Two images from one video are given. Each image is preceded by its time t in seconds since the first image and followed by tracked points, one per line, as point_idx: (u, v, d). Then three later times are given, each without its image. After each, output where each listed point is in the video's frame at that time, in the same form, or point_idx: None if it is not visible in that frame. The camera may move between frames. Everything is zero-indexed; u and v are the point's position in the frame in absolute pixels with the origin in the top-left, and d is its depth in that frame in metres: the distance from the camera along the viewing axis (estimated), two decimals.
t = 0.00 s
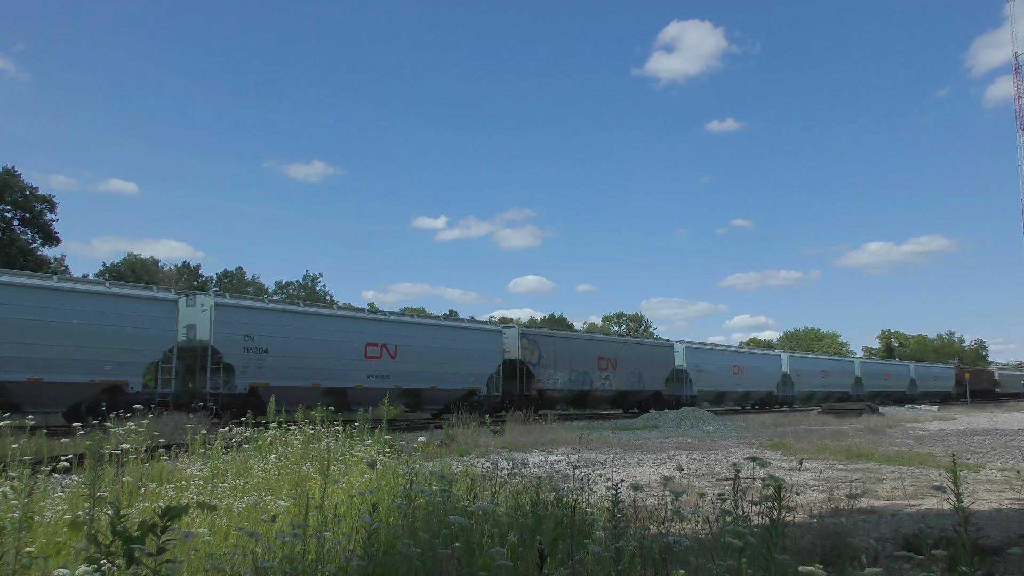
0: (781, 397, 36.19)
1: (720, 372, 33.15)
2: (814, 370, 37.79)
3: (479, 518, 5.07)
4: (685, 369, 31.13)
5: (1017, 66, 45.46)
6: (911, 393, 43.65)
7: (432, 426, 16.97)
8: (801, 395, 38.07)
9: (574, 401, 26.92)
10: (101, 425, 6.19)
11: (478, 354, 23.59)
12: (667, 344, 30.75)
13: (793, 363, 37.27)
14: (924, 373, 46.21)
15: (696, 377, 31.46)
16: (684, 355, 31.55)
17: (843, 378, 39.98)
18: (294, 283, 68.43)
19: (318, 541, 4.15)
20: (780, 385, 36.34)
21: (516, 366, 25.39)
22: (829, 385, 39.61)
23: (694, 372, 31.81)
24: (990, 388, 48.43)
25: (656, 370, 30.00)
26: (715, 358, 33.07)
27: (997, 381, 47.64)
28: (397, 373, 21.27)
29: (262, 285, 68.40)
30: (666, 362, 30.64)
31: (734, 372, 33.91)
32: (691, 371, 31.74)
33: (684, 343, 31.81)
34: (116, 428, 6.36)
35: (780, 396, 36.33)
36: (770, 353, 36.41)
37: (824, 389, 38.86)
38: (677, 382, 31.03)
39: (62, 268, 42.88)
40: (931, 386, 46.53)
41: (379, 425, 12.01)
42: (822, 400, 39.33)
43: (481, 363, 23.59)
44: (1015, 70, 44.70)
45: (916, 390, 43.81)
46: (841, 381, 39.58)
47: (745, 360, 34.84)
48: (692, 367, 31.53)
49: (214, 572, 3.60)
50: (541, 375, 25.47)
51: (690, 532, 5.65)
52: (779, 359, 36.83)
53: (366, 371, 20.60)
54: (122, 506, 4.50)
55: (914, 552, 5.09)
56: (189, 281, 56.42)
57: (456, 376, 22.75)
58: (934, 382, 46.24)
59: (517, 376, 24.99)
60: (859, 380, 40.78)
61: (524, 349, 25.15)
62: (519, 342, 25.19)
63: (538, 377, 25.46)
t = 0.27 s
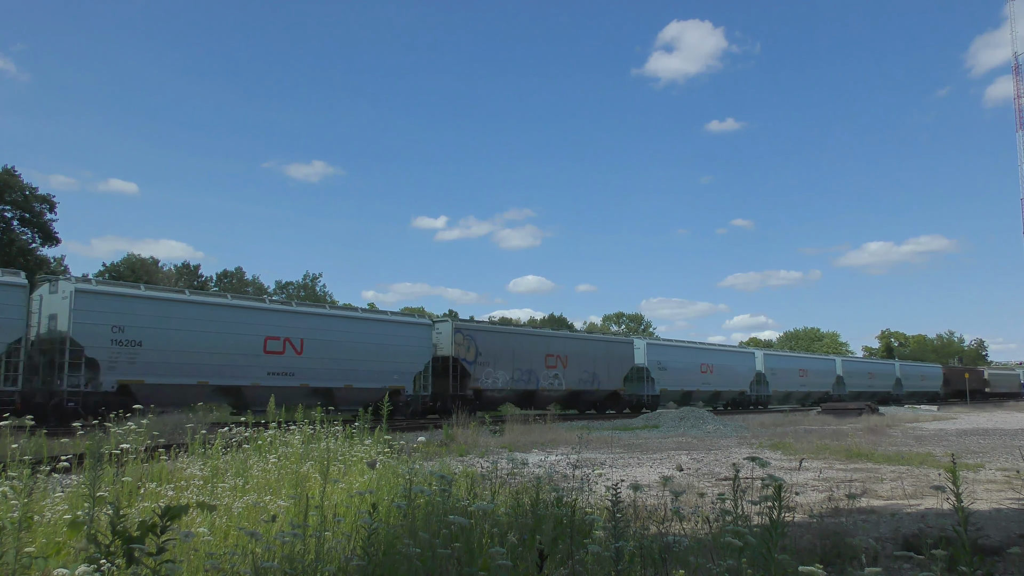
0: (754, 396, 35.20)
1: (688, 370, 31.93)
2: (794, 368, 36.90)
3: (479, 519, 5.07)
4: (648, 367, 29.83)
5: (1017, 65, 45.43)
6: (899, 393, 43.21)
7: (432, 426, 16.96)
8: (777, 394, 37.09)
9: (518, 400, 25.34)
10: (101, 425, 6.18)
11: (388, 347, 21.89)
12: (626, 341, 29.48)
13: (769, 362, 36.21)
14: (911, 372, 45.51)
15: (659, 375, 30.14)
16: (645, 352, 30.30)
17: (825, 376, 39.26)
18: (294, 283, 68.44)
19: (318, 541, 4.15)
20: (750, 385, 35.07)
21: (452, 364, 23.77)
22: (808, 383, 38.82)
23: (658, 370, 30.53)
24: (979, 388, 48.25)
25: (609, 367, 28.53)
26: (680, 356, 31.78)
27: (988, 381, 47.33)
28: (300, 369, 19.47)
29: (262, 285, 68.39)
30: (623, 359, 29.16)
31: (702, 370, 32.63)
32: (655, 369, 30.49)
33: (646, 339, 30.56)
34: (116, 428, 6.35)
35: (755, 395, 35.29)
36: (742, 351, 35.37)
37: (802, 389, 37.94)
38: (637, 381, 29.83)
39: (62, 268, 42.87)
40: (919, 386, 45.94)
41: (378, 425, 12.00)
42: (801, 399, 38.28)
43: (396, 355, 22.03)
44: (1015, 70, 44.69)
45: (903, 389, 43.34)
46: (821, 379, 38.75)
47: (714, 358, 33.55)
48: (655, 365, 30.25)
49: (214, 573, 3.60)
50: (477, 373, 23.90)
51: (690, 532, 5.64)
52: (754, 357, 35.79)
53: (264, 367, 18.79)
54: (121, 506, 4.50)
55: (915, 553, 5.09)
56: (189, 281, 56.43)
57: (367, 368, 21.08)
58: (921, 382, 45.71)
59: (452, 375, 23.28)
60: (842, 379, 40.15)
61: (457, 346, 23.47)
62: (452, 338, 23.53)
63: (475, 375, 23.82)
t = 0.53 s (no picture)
0: (725, 396, 33.52)
1: (651, 369, 29.96)
2: (771, 367, 35.51)
3: (479, 519, 5.07)
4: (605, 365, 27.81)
5: (1017, 64, 45.34)
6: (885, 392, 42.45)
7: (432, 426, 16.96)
8: (752, 394, 35.63)
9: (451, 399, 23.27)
10: (101, 425, 6.18)
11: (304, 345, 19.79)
12: (579, 338, 27.51)
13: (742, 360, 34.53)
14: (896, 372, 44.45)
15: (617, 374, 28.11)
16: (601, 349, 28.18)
17: (804, 375, 37.94)
18: (295, 283, 68.46)
19: (318, 541, 4.16)
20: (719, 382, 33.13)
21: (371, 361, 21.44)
22: (785, 382, 37.29)
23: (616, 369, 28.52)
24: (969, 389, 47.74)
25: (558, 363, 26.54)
26: (640, 353, 29.75)
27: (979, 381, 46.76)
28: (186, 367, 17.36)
29: (263, 285, 68.39)
30: (573, 356, 27.15)
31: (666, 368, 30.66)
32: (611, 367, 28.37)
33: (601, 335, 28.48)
34: (116, 428, 6.34)
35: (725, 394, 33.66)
36: (711, 348, 33.54)
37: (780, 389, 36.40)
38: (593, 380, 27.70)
39: (62, 268, 42.87)
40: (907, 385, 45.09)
41: (378, 425, 12.00)
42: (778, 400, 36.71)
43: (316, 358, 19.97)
44: (1015, 70, 44.67)
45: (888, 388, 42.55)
46: (799, 378, 37.43)
47: (678, 356, 31.54)
48: (612, 363, 28.19)
49: (214, 572, 3.60)
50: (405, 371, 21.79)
51: (690, 532, 5.65)
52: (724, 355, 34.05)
53: (136, 364, 16.57)
54: (121, 506, 4.50)
55: (914, 552, 5.09)
56: (189, 281, 56.45)
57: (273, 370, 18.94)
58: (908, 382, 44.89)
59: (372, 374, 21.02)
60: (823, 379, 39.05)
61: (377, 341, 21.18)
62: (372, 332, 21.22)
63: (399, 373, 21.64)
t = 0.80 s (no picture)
0: (694, 396, 31.54)
1: (607, 367, 28.03)
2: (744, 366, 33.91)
3: (479, 519, 5.07)
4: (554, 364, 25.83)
5: (1017, 64, 45.33)
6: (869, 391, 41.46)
7: (432, 426, 16.97)
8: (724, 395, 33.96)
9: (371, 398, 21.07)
10: (101, 425, 6.17)
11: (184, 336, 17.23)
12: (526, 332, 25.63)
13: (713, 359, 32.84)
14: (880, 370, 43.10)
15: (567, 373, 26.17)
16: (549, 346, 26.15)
17: (781, 375, 36.33)
18: (295, 283, 68.50)
19: (318, 540, 4.16)
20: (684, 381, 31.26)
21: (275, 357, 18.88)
22: (758, 382, 35.52)
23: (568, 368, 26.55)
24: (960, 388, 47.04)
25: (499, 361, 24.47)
26: (594, 351, 27.76)
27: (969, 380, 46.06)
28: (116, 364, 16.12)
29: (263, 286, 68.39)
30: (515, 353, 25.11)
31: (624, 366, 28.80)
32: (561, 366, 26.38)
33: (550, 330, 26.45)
34: (117, 428, 6.34)
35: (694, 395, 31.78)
36: (682, 345, 31.64)
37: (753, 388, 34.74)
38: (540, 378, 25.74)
39: (62, 268, 42.87)
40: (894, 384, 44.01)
41: (378, 425, 12.03)
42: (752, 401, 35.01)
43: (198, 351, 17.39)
44: (1014, 69, 44.65)
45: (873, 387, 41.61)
46: (775, 378, 35.72)
47: (638, 354, 29.64)
48: (562, 362, 26.21)
49: (215, 572, 3.60)
50: (313, 368, 19.45)
51: (690, 532, 5.65)
52: (693, 352, 32.19)
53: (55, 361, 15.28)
54: (122, 506, 4.50)
55: (914, 552, 5.09)
56: (190, 281, 56.49)
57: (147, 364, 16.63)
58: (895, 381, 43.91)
59: (275, 371, 18.56)
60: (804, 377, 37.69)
61: (281, 333, 18.78)
62: (276, 324, 18.77)
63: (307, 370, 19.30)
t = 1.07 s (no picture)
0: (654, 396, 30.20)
1: (552, 365, 26.67)
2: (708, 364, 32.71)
3: (479, 519, 5.07)
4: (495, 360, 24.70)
5: (1017, 66, 45.47)
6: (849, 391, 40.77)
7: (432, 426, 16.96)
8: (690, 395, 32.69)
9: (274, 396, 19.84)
10: (101, 424, 6.17)
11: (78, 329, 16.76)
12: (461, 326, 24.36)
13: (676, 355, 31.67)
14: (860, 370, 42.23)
15: (508, 370, 25.03)
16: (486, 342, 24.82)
17: (751, 374, 35.06)
18: (295, 283, 68.51)
19: (318, 541, 4.15)
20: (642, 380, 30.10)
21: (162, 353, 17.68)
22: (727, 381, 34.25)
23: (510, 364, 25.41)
24: (947, 388, 46.48)
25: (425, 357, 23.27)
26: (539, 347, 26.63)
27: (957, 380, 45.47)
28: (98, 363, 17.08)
29: (263, 285, 68.40)
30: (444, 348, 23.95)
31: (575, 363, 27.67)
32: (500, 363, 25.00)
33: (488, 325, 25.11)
34: (116, 428, 6.33)
35: (655, 394, 30.50)
36: (640, 343, 30.37)
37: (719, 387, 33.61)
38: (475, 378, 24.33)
39: (62, 268, 42.89)
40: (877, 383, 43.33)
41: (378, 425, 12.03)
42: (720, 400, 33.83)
43: (99, 340, 17.08)
44: (1015, 69, 44.62)
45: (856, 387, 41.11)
46: (743, 377, 34.46)
47: (592, 351, 28.50)
48: (504, 358, 25.09)
49: (214, 572, 3.60)
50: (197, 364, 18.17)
51: (690, 532, 5.64)
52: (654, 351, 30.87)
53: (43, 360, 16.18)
54: (122, 506, 4.50)
55: (914, 553, 5.08)
56: (190, 281, 56.52)
57: (47, 361, 16.12)
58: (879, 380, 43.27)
59: (152, 365, 17.33)
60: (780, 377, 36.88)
61: (159, 325, 17.54)
62: (153, 314, 17.57)
63: (191, 365, 18.05)
